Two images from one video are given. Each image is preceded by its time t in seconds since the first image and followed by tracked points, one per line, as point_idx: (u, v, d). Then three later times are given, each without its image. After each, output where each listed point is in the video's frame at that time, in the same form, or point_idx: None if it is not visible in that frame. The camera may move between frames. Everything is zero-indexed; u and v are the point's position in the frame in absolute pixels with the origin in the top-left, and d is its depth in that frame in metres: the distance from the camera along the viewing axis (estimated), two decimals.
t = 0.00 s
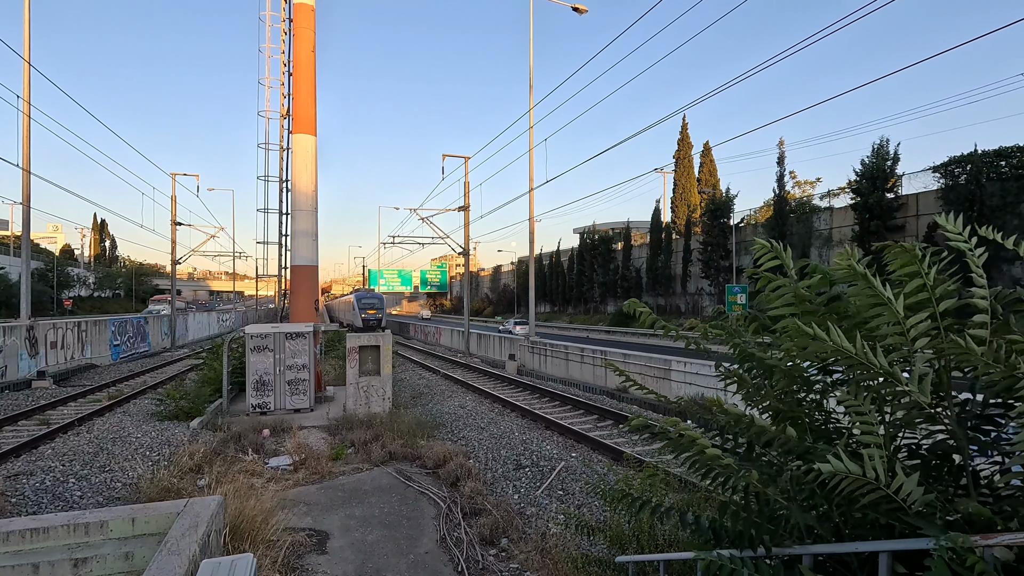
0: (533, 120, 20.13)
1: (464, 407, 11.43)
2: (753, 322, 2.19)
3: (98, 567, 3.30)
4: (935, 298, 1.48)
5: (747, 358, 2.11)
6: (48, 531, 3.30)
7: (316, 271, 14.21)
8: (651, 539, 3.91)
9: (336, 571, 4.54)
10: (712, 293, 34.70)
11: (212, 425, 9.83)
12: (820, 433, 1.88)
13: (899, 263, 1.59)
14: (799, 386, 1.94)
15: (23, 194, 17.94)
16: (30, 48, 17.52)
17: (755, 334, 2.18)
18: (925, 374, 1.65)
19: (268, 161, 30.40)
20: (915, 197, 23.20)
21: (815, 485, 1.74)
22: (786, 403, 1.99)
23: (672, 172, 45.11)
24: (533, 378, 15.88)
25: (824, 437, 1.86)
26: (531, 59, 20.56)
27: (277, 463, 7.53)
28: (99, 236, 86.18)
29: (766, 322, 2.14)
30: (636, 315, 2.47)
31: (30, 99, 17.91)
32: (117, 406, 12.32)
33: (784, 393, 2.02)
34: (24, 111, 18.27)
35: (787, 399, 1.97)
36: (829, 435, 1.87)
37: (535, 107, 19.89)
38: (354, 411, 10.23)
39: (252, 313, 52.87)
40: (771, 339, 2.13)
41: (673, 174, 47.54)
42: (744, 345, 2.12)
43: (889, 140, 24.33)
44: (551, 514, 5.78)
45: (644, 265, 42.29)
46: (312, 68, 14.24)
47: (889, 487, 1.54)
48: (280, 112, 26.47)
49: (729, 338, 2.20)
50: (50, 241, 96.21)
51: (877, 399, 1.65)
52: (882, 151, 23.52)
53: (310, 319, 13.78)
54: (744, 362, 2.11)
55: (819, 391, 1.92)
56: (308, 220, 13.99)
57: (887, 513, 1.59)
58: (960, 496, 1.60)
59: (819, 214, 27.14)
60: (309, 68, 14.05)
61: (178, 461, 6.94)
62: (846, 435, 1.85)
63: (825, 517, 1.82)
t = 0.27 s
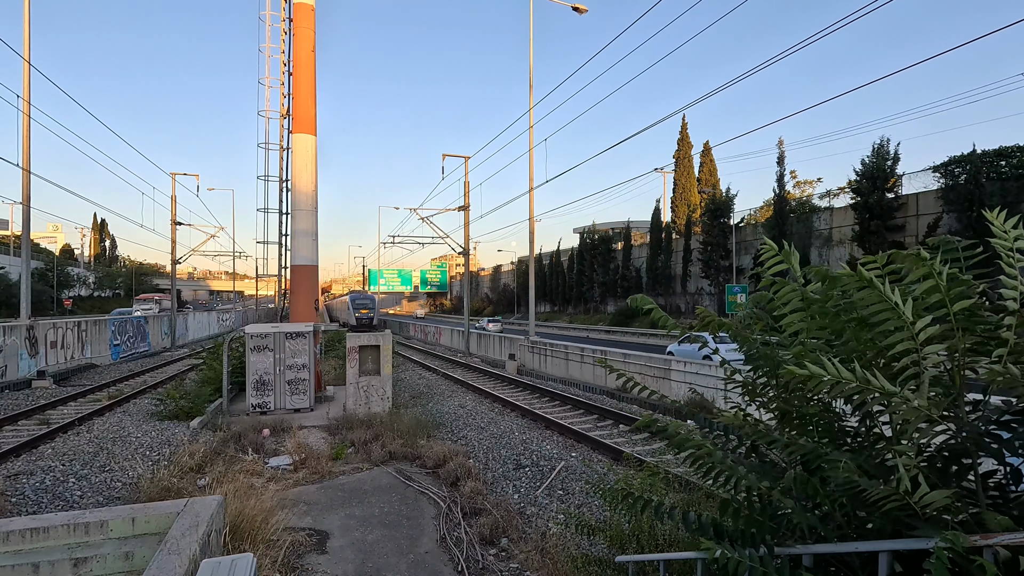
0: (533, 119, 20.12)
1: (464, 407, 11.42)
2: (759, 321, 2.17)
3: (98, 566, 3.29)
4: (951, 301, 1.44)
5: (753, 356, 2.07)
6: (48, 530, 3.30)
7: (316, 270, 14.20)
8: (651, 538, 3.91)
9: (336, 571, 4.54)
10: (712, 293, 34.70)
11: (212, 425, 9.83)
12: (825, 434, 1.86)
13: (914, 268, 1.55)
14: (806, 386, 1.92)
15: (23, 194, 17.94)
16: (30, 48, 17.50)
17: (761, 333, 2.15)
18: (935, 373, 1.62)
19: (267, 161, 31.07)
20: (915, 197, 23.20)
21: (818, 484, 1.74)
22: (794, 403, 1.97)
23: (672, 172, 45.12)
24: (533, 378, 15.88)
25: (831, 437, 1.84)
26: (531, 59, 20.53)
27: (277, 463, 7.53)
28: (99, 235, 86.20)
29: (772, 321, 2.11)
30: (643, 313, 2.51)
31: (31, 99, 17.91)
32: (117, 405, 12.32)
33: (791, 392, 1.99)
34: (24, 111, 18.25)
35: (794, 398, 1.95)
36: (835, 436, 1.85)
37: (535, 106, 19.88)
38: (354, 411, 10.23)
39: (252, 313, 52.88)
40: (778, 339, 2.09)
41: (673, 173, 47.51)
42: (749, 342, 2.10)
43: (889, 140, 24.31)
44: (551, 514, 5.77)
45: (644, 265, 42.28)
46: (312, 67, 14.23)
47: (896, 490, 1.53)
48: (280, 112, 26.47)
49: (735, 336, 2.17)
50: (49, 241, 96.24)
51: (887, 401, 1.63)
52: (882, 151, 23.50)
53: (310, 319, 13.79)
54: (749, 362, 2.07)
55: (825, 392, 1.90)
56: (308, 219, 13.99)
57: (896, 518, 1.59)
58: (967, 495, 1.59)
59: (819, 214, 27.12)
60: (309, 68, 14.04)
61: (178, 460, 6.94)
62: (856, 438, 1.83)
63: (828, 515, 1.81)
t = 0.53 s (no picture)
0: (533, 119, 20.06)
1: (464, 407, 11.42)
2: (758, 324, 2.16)
3: (98, 566, 3.29)
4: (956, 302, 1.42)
5: (753, 358, 2.06)
6: (48, 530, 3.30)
7: (316, 270, 14.20)
8: (651, 537, 3.91)
9: (336, 571, 4.54)
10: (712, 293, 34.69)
11: (212, 424, 9.83)
12: (827, 433, 1.85)
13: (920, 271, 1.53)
14: (807, 386, 1.91)
15: (23, 194, 17.93)
16: (30, 48, 17.49)
17: (760, 334, 2.13)
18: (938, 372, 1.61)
19: (267, 161, 31.26)
20: (915, 197, 23.19)
21: (819, 485, 1.73)
22: (795, 404, 1.96)
23: (672, 172, 45.13)
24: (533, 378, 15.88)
25: (834, 437, 1.83)
26: (531, 58, 20.48)
27: (278, 462, 7.54)
28: (99, 235, 86.20)
29: (772, 322, 2.09)
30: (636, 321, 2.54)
31: (31, 99, 17.89)
32: (117, 405, 12.31)
33: (792, 393, 1.98)
34: (23, 111, 18.22)
35: (795, 399, 1.94)
36: (836, 436, 1.84)
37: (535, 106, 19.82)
38: (354, 411, 10.23)
39: (252, 312, 52.88)
40: (779, 340, 2.09)
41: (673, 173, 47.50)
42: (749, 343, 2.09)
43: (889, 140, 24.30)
44: (551, 514, 5.77)
45: (644, 265, 42.27)
46: (312, 67, 14.23)
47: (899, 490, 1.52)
48: (280, 112, 26.46)
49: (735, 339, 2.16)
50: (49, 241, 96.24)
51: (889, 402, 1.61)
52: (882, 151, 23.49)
53: (310, 318, 13.79)
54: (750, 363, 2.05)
55: (826, 392, 1.89)
56: (308, 219, 13.99)
57: (898, 519, 1.59)
58: (970, 495, 1.58)
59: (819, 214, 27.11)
60: (309, 68, 14.04)
61: (178, 460, 6.93)
62: (857, 438, 1.83)
63: (829, 516, 1.80)
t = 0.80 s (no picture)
0: (533, 119, 20.03)
1: (465, 407, 11.41)
2: (755, 324, 2.16)
3: (98, 566, 3.29)
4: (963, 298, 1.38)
5: (752, 358, 2.07)
6: (49, 530, 3.30)
7: (316, 270, 14.19)
8: (651, 537, 3.92)
9: (336, 571, 4.54)
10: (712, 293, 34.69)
11: (212, 424, 9.83)
12: (824, 434, 1.85)
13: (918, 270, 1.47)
14: (803, 386, 1.92)
15: (23, 193, 17.93)
16: (29, 47, 17.48)
17: (757, 334, 2.13)
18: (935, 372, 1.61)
19: (267, 160, 31.05)
20: (915, 197, 23.19)
21: (818, 484, 1.73)
22: (792, 404, 1.96)
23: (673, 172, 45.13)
24: (533, 378, 15.88)
25: (830, 438, 1.84)
26: (531, 58, 20.45)
27: (277, 462, 7.54)
28: (99, 235, 86.21)
29: (768, 323, 2.09)
30: (636, 324, 2.53)
31: (31, 99, 17.89)
32: (117, 405, 12.31)
33: (791, 393, 1.98)
34: (23, 111, 18.22)
35: (792, 399, 1.94)
36: (835, 436, 1.84)
37: (535, 106, 19.80)
38: (354, 411, 10.24)
39: (252, 312, 52.88)
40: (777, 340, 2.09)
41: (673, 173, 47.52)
42: (747, 343, 2.09)
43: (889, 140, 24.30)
44: (551, 513, 5.77)
45: (644, 265, 42.27)
46: (312, 67, 14.23)
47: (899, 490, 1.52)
48: (280, 111, 26.45)
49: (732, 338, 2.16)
50: (49, 240, 96.25)
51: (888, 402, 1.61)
52: (882, 150, 23.47)
53: (310, 318, 13.79)
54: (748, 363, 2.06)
55: (825, 392, 1.90)
56: (308, 219, 14.00)
57: (899, 519, 1.59)
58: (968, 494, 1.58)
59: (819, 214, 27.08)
60: (309, 68, 14.04)
61: (178, 460, 6.93)
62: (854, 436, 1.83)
63: (828, 516, 1.80)
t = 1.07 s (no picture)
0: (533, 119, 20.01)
1: (465, 407, 11.41)
2: (756, 322, 2.15)
3: (98, 566, 3.29)
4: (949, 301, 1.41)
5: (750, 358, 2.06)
6: (49, 530, 3.31)
7: (316, 270, 14.19)
8: (650, 537, 3.92)
9: (336, 571, 4.54)
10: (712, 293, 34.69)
11: (212, 424, 9.83)
12: (823, 433, 1.85)
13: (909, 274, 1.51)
14: (801, 385, 1.93)
15: (23, 193, 17.93)
16: (29, 47, 17.47)
17: (757, 334, 2.13)
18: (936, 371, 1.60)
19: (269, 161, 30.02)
20: (915, 196, 23.18)
21: (817, 483, 1.74)
22: (791, 404, 1.96)
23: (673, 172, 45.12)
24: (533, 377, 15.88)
25: (829, 437, 1.84)
26: (531, 58, 20.43)
27: (278, 462, 7.54)
28: (99, 235, 86.22)
29: (770, 322, 2.11)
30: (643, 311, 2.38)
31: (31, 98, 17.88)
32: (117, 405, 12.30)
33: (790, 393, 1.99)
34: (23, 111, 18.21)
35: (790, 398, 1.95)
36: (834, 435, 1.84)
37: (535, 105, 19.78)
38: (354, 410, 10.24)
39: (252, 312, 52.90)
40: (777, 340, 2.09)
41: (673, 173, 47.54)
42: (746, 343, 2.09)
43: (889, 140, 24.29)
44: (551, 513, 5.77)
45: (644, 265, 42.26)
46: (312, 67, 14.22)
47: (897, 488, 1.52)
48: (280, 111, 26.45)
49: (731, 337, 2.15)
50: (49, 240, 96.29)
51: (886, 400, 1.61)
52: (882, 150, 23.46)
53: (310, 318, 13.79)
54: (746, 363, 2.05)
55: (824, 392, 1.90)
56: (308, 219, 13.99)
57: (899, 517, 1.58)
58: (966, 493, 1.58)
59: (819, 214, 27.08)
60: (309, 68, 14.03)
61: (178, 460, 6.93)
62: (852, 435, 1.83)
63: (827, 516, 1.81)
